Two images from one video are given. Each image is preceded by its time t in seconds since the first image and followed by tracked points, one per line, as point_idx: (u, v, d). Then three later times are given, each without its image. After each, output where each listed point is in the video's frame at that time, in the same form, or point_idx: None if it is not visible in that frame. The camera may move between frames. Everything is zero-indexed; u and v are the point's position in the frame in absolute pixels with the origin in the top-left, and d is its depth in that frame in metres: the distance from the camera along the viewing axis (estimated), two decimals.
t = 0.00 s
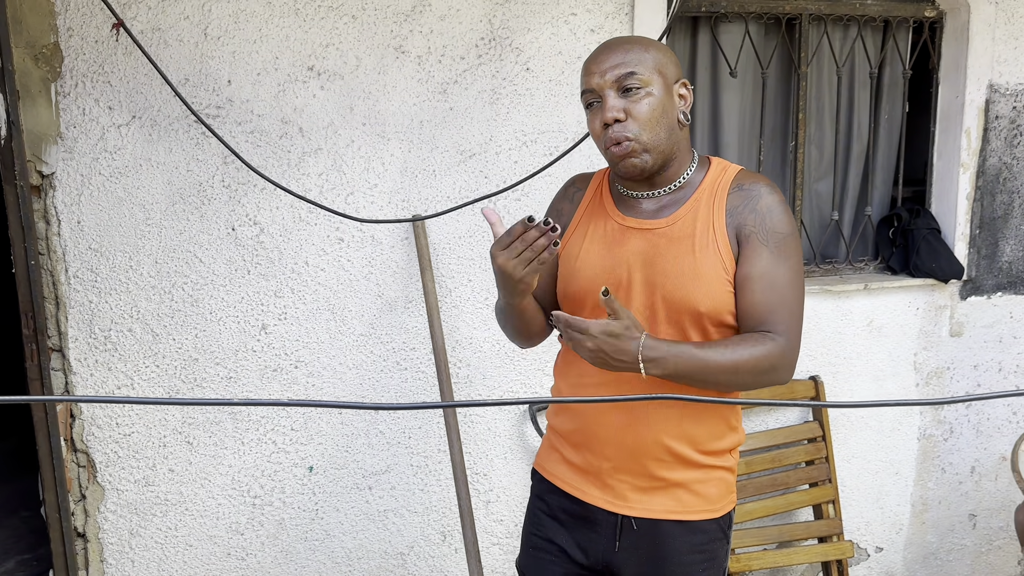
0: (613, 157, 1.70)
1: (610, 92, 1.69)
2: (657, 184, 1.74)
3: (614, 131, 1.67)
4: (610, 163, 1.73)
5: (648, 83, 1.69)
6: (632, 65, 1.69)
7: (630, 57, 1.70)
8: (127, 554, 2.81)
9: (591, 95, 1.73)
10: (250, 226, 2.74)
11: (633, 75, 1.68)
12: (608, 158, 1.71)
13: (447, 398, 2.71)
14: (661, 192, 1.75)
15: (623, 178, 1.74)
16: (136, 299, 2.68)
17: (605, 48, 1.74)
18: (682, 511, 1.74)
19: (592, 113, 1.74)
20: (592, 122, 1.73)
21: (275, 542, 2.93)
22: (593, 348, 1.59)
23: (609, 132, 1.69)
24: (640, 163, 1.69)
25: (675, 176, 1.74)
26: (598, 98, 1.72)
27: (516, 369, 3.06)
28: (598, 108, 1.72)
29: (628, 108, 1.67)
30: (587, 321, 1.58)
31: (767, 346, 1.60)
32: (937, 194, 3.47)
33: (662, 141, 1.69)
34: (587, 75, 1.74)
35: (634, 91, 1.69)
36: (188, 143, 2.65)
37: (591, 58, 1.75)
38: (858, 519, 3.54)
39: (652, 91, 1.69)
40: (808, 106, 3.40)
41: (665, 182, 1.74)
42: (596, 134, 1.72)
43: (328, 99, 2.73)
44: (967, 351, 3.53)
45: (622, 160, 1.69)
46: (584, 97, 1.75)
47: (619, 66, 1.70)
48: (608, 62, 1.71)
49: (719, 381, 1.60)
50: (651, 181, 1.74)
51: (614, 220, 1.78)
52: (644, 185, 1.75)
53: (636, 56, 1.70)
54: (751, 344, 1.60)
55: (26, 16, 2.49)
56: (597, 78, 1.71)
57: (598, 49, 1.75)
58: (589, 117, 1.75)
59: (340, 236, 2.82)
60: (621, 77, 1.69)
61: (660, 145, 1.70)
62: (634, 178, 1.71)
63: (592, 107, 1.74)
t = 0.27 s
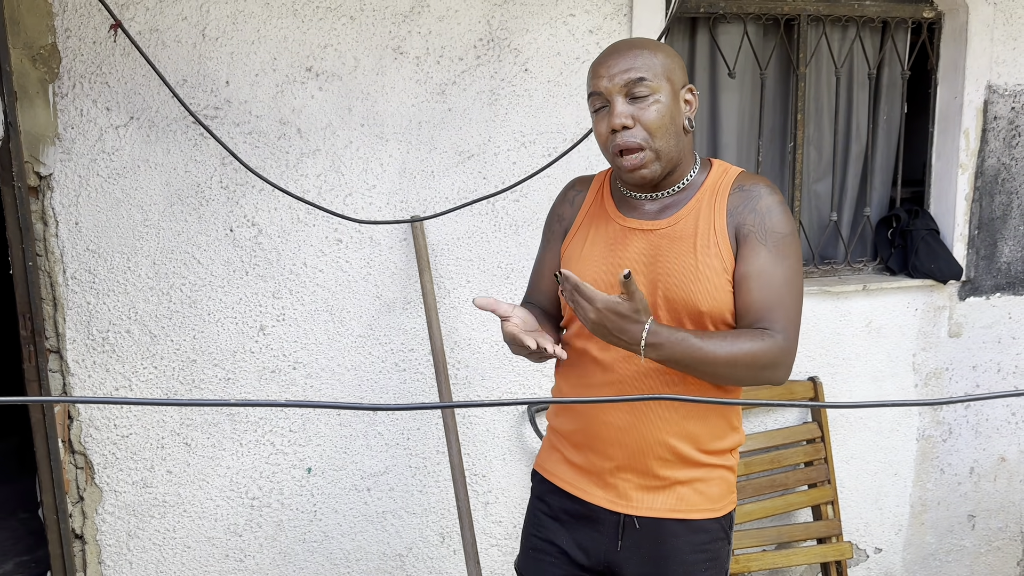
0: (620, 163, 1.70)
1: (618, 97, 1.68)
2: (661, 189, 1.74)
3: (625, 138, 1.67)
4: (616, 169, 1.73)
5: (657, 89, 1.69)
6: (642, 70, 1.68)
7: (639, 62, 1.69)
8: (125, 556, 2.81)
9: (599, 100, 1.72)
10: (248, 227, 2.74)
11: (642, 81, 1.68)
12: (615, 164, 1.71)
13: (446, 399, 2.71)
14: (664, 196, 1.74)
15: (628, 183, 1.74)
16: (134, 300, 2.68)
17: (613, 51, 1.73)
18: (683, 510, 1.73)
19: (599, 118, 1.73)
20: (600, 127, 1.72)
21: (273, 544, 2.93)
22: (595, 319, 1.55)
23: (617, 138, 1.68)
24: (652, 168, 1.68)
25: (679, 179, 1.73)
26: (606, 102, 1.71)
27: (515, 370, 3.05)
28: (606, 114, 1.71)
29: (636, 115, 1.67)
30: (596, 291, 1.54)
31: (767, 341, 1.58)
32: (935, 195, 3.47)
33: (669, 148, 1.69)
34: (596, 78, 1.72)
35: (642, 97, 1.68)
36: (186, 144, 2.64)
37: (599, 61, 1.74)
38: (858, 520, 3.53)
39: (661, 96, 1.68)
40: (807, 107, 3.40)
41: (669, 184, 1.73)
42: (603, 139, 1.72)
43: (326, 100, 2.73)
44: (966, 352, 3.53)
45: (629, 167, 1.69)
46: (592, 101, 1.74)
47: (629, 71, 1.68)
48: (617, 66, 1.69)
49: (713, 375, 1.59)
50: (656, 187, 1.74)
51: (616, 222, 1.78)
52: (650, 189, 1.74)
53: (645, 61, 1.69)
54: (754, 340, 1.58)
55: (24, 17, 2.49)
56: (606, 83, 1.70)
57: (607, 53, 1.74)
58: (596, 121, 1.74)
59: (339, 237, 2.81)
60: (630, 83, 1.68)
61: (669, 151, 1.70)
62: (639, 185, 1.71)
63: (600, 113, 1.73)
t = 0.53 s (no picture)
0: (615, 164, 1.70)
1: (619, 99, 1.69)
2: (655, 195, 1.74)
3: (621, 141, 1.68)
4: (611, 171, 1.72)
5: (657, 95, 1.69)
6: (644, 74, 1.69)
7: (641, 66, 1.70)
8: (123, 557, 2.80)
9: (598, 101, 1.72)
10: (245, 227, 2.73)
11: (643, 85, 1.69)
12: (610, 165, 1.71)
13: (444, 399, 2.71)
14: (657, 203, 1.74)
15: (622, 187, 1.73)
16: (131, 302, 2.67)
17: (615, 54, 1.74)
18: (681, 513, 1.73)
19: (597, 119, 1.73)
20: (597, 128, 1.72)
21: (271, 545, 2.92)
22: (642, 292, 1.44)
23: (614, 139, 1.68)
24: (644, 174, 1.68)
25: (673, 186, 1.73)
26: (605, 104, 1.72)
27: (513, 371, 3.05)
28: (604, 116, 1.72)
29: (635, 117, 1.67)
30: (647, 257, 1.43)
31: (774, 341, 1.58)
32: (933, 194, 3.47)
33: (666, 153, 1.69)
34: (596, 80, 1.73)
35: (642, 101, 1.69)
36: (183, 145, 2.64)
37: (600, 64, 1.74)
38: (856, 519, 3.54)
39: (660, 102, 1.69)
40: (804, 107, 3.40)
41: (662, 192, 1.73)
42: (599, 140, 1.72)
43: (323, 101, 2.73)
44: (964, 351, 3.53)
45: (625, 169, 1.68)
46: (591, 102, 1.74)
47: (630, 74, 1.69)
48: (619, 69, 1.70)
49: (735, 366, 1.56)
50: (649, 192, 1.73)
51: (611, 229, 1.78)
52: (643, 195, 1.74)
53: (647, 66, 1.70)
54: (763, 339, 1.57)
55: (20, 17, 2.48)
56: (607, 84, 1.70)
57: (608, 56, 1.75)
58: (593, 123, 1.74)
59: (336, 238, 2.81)
60: (631, 86, 1.69)
61: (666, 156, 1.70)
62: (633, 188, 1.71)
63: (598, 115, 1.73)
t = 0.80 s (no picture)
0: (613, 144, 1.68)
1: (624, 79, 1.68)
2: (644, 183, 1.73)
3: (623, 117, 1.67)
4: (606, 152, 1.70)
5: (662, 80, 1.70)
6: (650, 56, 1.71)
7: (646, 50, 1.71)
8: (119, 559, 2.80)
9: (602, 79, 1.71)
10: (240, 228, 2.73)
11: (648, 67, 1.69)
12: (607, 146, 1.69)
13: (440, 400, 2.71)
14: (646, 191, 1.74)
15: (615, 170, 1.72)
16: (126, 303, 2.66)
17: (619, 36, 1.74)
18: (671, 513, 1.74)
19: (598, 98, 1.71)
20: (599, 106, 1.70)
21: (267, 546, 2.92)
22: (666, 226, 1.41)
23: (615, 118, 1.67)
24: (643, 152, 1.67)
25: (663, 175, 1.73)
26: (608, 84, 1.71)
27: (509, 371, 3.05)
28: (607, 93, 1.71)
29: (639, 98, 1.67)
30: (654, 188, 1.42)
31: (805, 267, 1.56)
32: (929, 193, 3.48)
33: (665, 139, 1.69)
34: (599, 59, 1.73)
35: (645, 84, 1.69)
36: (178, 146, 2.63)
37: (603, 44, 1.74)
38: (853, 518, 3.54)
39: (663, 87, 1.70)
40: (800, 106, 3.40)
41: (657, 176, 1.72)
42: (598, 119, 1.70)
43: (318, 101, 2.72)
44: (960, 350, 3.53)
45: (623, 150, 1.67)
46: (593, 81, 1.73)
47: (636, 56, 1.70)
48: (624, 49, 1.71)
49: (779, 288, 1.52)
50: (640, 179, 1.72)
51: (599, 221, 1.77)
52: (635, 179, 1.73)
53: (651, 51, 1.72)
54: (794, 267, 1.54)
55: (13, 17, 2.47)
56: (612, 64, 1.70)
57: (612, 37, 1.75)
58: (592, 102, 1.73)
59: (331, 238, 2.81)
60: (637, 68, 1.70)
61: (665, 142, 1.69)
62: (627, 172, 1.70)
63: (599, 92, 1.72)
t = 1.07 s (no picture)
0: (590, 151, 1.66)
1: (602, 81, 1.65)
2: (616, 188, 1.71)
3: (601, 126, 1.65)
4: (579, 157, 1.68)
5: (640, 84, 1.68)
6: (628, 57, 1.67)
7: (624, 51, 1.67)
8: (113, 562, 2.79)
9: (579, 79, 1.67)
10: (233, 229, 2.72)
11: (628, 69, 1.66)
12: (584, 151, 1.67)
13: (435, 403, 2.71)
14: (615, 196, 1.71)
15: (588, 176, 1.70)
16: (120, 305, 2.66)
17: (597, 33, 1.69)
18: (652, 525, 1.75)
19: (574, 98, 1.67)
20: (574, 108, 1.66)
21: (263, 548, 2.91)
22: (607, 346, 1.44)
23: (594, 123, 1.65)
24: (619, 162, 1.66)
25: (635, 180, 1.71)
26: (584, 85, 1.67)
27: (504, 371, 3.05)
28: (583, 96, 1.66)
29: (617, 103, 1.65)
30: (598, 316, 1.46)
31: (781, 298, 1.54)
32: (923, 192, 3.48)
33: (639, 147, 1.69)
34: (576, 56, 1.67)
35: (621, 87, 1.67)
36: (171, 147, 2.63)
37: (579, 41, 1.69)
38: (849, 517, 3.54)
39: (641, 91, 1.68)
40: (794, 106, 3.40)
41: (630, 182, 1.71)
42: (573, 122, 1.67)
43: (311, 102, 2.72)
44: (956, 349, 3.53)
45: (600, 157, 1.66)
46: (569, 79, 1.68)
47: (615, 57, 1.66)
48: (602, 49, 1.66)
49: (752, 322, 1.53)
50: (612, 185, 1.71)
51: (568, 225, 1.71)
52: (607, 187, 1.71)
53: (630, 52, 1.68)
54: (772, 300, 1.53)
55: (5, 19, 2.46)
56: (591, 64, 1.66)
57: (589, 32, 1.69)
58: (566, 102, 1.68)
59: (326, 240, 2.80)
60: (616, 70, 1.66)
61: (640, 149, 1.69)
62: (602, 179, 1.68)
63: (575, 93, 1.67)
